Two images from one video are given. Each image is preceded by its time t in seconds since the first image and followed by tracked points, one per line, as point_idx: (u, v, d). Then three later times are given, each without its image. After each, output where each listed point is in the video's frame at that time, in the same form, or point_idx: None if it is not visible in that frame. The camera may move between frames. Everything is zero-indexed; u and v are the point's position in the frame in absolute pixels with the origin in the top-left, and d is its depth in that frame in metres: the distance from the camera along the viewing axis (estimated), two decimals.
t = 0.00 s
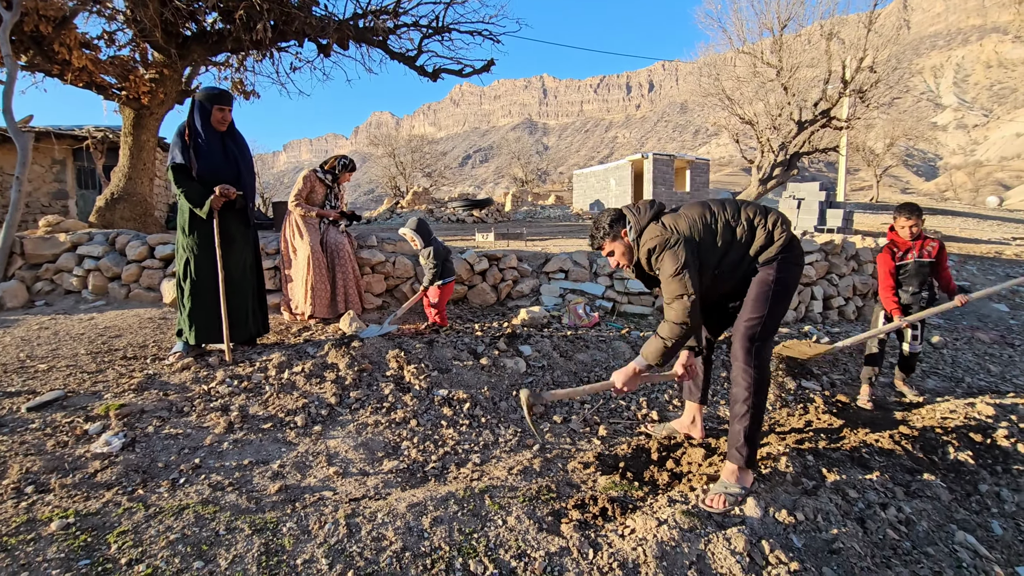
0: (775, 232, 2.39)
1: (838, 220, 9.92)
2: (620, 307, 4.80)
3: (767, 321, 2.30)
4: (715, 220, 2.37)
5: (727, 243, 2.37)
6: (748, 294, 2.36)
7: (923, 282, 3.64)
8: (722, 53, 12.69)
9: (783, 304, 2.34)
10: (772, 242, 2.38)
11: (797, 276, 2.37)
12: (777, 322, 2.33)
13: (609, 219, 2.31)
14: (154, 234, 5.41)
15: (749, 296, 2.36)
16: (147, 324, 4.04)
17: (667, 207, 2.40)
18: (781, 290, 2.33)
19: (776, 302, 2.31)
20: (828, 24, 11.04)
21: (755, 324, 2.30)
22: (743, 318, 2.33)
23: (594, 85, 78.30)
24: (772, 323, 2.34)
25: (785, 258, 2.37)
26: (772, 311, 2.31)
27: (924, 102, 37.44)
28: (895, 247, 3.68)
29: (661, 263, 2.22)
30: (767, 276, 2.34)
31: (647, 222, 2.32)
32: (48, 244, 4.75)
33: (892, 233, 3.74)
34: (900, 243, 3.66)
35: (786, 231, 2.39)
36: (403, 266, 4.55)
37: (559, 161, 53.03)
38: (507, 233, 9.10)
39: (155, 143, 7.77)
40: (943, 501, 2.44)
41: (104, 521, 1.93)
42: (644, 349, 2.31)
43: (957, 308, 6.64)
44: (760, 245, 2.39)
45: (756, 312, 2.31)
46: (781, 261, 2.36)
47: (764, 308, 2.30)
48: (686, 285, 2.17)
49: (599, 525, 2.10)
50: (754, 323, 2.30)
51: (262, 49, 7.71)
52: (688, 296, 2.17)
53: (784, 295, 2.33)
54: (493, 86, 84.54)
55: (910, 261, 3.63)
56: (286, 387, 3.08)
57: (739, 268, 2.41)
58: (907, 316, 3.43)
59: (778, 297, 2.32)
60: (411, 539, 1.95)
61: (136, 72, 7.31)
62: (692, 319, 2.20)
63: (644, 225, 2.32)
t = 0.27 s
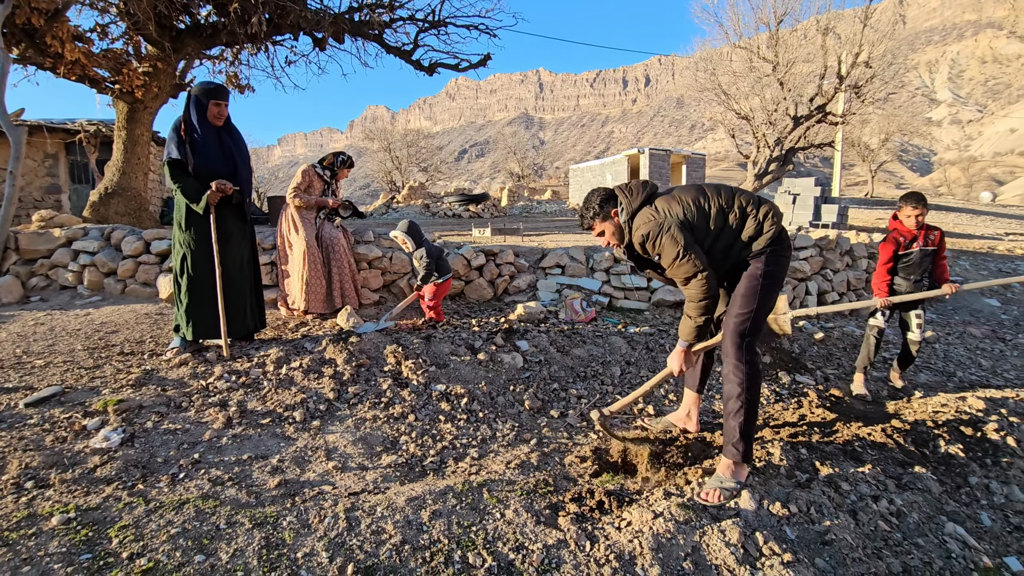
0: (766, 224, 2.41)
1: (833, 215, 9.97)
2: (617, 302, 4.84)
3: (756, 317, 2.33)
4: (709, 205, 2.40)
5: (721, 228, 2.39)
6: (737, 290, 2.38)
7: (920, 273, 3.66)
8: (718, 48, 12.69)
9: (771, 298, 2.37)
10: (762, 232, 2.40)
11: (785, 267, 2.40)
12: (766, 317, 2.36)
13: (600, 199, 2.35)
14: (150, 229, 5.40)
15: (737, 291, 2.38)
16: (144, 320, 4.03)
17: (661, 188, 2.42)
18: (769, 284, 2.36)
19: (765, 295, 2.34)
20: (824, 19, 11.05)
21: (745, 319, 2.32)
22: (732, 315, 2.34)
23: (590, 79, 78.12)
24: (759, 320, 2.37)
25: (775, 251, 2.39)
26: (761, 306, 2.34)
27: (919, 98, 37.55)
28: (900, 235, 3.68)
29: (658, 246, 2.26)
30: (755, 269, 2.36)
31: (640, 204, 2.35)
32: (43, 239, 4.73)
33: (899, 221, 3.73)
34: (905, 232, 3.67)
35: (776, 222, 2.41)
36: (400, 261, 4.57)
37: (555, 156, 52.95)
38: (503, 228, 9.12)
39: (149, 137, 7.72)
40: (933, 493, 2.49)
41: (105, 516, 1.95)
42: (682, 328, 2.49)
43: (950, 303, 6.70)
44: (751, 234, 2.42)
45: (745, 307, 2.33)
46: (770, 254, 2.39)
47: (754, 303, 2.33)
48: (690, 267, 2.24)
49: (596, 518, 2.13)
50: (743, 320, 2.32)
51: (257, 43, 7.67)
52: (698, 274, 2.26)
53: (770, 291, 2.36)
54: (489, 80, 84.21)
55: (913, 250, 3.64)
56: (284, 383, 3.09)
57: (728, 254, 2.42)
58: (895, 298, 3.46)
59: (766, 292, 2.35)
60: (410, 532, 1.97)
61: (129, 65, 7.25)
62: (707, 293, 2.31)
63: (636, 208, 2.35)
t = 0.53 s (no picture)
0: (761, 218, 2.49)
1: (827, 212, 10.05)
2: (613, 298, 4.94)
3: (751, 313, 2.41)
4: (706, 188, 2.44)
5: (717, 209, 2.42)
6: (732, 288, 2.45)
7: (909, 273, 3.75)
8: (714, 44, 12.71)
9: (765, 293, 2.43)
10: (758, 225, 2.48)
11: (779, 260, 2.46)
12: (760, 311, 2.42)
13: (594, 180, 2.40)
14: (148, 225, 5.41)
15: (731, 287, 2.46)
16: (144, 316, 4.06)
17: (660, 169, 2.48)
18: (762, 278, 2.41)
19: (759, 289, 2.40)
20: (820, 15, 11.09)
21: (740, 315, 2.41)
22: (727, 310, 2.43)
23: (586, 74, 77.97)
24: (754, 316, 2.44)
25: (769, 247, 2.46)
26: (755, 301, 2.41)
27: (913, 94, 37.70)
28: (891, 236, 3.72)
29: (647, 210, 2.32)
30: (752, 260, 2.43)
31: (637, 178, 2.40)
32: (40, 236, 4.73)
33: (890, 221, 3.76)
34: (896, 233, 3.71)
35: (771, 218, 2.50)
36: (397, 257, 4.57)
37: (551, 151, 52.90)
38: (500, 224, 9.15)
39: (144, 133, 7.71)
40: (920, 484, 2.56)
41: (113, 509, 1.99)
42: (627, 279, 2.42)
43: (941, 299, 6.79)
44: (746, 224, 2.49)
45: (740, 303, 2.41)
46: (764, 247, 2.46)
47: (747, 299, 2.40)
48: (671, 230, 2.26)
49: (592, 510, 2.19)
50: (737, 316, 2.41)
51: (253, 38, 7.65)
52: (673, 239, 2.25)
53: (766, 287, 2.42)
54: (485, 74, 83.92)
55: (903, 252, 3.70)
56: (284, 378, 3.13)
57: (723, 240, 2.45)
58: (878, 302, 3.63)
59: (761, 287, 2.40)
60: (411, 524, 2.02)
61: (125, 60, 7.22)
62: (680, 261, 2.26)
63: (631, 182, 2.41)
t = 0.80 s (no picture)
0: (753, 228, 2.51)
1: (820, 210, 10.14)
2: (607, 296, 4.95)
3: (749, 313, 2.44)
4: (697, 216, 2.48)
5: (709, 235, 2.47)
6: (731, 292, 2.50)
7: (910, 274, 3.83)
8: (709, 41, 12.76)
9: (763, 294, 2.47)
10: (750, 236, 2.50)
11: (774, 265, 2.50)
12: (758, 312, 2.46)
13: (592, 215, 2.37)
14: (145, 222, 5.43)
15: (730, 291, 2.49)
16: (142, 314, 4.09)
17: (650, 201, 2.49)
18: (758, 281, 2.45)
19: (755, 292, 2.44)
20: (814, 14, 11.15)
21: (739, 314, 2.44)
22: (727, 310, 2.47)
23: (582, 71, 77.90)
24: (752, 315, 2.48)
25: (764, 252, 2.48)
26: (753, 302, 2.44)
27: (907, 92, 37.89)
28: (897, 241, 3.73)
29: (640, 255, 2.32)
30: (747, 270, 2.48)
31: (630, 214, 2.40)
32: (37, 234, 4.73)
33: (895, 225, 3.75)
34: (901, 236, 3.72)
35: (763, 226, 2.52)
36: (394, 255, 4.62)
37: (547, 148, 52.90)
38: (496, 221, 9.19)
39: (139, 130, 7.69)
40: (904, 477, 2.64)
41: (118, 503, 2.04)
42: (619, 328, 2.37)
43: (931, 296, 6.88)
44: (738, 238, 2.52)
45: (738, 303, 2.44)
46: (760, 256, 2.48)
47: (746, 301, 2.44)
48: (659, 273, 2.27)
49: (586, 502, 2.25)
50: (737, 314, 2.44)
51: (248, 35, 7.65)
52: (661, 283, 2.26)
53: (762, 288, 2.46)
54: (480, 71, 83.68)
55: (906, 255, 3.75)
56: (284, 375, 3.18)
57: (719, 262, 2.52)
58: (891, 306, 3.66)
59: (757, 289, 2.44)
60: (411, 517, 2.08)
61: (119, 57, 7.20)
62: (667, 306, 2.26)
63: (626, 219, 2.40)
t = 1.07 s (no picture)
0: (736, 225, 2.59)
1: (812, 209, 10.25)
2: (601, 295, 5.02)
3: (733, 311, 2.51)
4: (681, 217, 2.57)
5: (694, 237, 2.57)
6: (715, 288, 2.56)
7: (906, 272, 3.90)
8: (703, 41, 12.84)
9: (746, 291, 2.53)
10: (732, 234, 2.58)
11: (758, 262, 2.57)
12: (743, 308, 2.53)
13: (582, 221, 2.50)
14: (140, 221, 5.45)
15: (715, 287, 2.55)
16: (140, 312, 4.12)
17: (636, 204, 2.57)
18: (743, 277, 2.52)
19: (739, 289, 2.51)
20: (808, 14, 11.25)
21: (723, 312, 2.51)
22: (712, 308, 2.53)
23: (577, 69, 77.95)
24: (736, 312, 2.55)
25: (746, 250, 2.57)
26: (738, 298, 2.51)
27: (900, 92, 38.19)
28: (893, 249, 3.75)
29: (635, 261, 2.43)
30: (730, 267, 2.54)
31: (618, 222, 2.49)
32: (34, 232, 4.74)
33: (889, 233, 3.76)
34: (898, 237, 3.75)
35: (745, 224, 2.59)
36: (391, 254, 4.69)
37: (542, 146, 52.95)
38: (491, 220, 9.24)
39: (134, 127, 7.69)
40: (888, 471, 2.72)
41: (122, 496, 2.08)
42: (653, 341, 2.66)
43: (920, 295, 6.99)
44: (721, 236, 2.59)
45: (722, 302, 2.51)
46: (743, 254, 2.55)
47: (729, 299, 2.50)
48: (664, 281, 2.41)
49: (579, 495, 2.32)
50: (721, 312, 2.51)
51: (244, 33, 7.66)
52: (668, 289, 2.42)
53: (746, 286, 2.53)
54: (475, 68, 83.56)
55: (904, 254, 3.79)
56: (282, 372, 3.22)
57: (704, 258, 2.62)
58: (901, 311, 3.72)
59: (742, 286, 2.51)
60: (408, 509, 2.14)
61: (114, 55, 7.20)
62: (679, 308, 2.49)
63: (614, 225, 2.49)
